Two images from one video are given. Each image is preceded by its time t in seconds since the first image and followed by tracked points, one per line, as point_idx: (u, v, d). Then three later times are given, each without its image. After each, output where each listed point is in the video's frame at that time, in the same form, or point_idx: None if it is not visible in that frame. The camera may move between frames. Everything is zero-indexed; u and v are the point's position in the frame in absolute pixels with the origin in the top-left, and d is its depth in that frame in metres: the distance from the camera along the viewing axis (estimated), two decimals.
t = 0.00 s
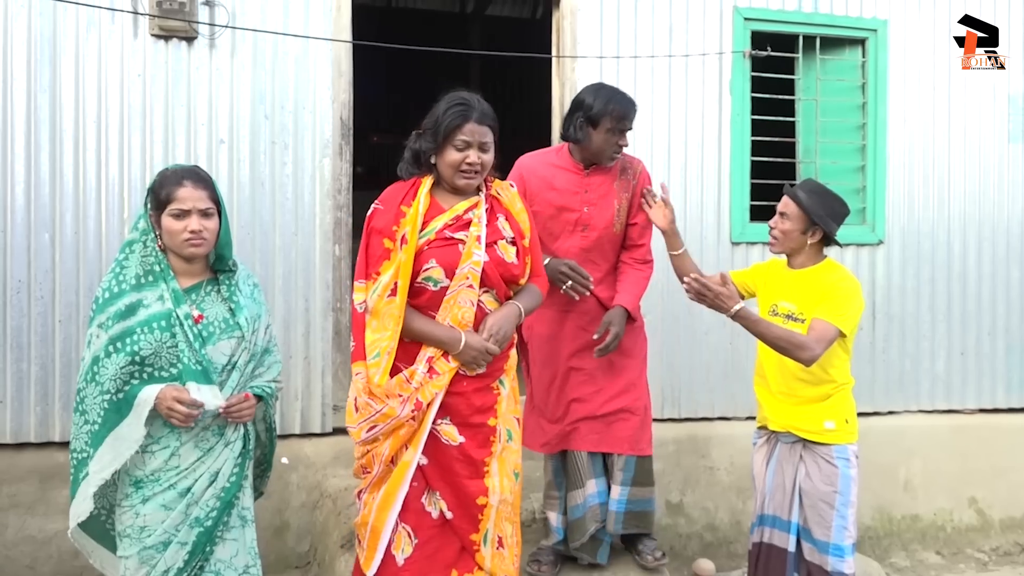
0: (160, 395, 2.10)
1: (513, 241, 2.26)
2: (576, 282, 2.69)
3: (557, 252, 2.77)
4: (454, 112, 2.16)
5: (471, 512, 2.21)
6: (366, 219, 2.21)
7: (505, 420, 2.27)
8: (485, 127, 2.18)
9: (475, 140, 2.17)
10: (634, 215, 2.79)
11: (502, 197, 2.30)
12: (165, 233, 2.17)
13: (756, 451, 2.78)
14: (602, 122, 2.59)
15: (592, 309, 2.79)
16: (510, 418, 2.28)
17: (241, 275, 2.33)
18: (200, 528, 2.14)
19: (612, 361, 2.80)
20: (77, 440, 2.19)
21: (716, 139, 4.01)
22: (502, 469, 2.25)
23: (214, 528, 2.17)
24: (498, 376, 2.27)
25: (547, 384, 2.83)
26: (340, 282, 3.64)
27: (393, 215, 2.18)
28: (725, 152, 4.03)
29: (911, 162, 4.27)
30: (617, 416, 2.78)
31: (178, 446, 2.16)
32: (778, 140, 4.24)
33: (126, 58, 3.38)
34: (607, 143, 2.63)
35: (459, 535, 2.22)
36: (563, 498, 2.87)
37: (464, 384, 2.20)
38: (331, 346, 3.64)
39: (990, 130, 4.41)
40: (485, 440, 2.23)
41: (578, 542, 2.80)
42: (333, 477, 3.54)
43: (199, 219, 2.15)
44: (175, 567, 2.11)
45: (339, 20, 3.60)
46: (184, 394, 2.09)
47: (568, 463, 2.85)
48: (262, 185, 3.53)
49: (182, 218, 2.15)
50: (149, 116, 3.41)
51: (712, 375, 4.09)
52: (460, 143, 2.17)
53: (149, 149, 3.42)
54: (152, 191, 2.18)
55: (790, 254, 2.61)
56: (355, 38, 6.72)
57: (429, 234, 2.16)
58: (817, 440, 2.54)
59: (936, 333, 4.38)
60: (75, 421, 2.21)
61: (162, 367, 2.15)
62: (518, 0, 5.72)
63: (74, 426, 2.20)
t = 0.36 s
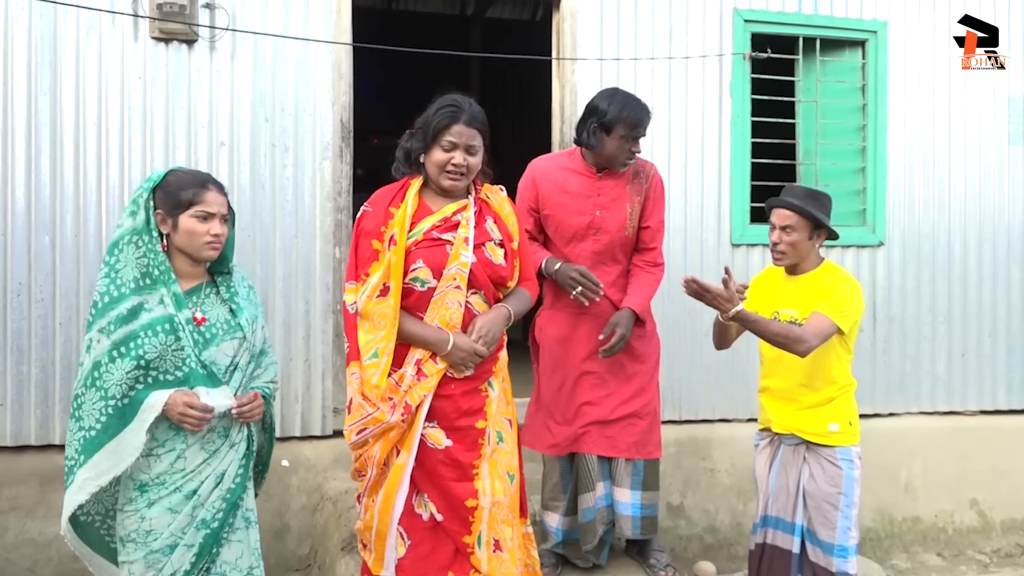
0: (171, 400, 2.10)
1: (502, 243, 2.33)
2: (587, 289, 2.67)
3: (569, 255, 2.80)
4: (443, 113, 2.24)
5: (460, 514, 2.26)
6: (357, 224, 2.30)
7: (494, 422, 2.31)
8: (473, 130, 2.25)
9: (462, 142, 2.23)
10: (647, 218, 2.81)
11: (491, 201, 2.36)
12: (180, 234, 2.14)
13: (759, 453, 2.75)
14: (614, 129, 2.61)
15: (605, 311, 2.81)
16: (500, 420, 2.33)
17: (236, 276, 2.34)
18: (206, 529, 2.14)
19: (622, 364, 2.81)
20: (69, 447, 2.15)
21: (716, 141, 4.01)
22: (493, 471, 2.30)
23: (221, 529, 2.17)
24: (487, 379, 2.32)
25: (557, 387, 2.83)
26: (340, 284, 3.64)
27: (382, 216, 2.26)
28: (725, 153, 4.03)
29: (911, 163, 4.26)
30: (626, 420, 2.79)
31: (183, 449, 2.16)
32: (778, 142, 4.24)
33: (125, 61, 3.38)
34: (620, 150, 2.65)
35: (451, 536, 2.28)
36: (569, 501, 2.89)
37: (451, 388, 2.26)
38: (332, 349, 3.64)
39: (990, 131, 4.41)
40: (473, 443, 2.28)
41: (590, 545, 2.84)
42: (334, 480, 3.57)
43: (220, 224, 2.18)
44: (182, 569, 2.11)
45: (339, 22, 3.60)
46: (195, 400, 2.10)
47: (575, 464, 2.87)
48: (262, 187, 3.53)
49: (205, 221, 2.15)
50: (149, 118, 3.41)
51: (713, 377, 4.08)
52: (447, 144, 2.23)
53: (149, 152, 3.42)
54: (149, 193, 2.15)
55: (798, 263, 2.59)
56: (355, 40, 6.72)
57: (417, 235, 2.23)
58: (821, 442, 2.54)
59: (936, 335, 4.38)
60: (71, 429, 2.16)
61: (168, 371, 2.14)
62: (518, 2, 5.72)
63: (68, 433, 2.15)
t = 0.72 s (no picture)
0: (186, 403, 2.09)
1: (472, 246, 2.35)
2: (599, 293, 2.67)
3: (585, 257, 2.80)
4: (415, 112, 2.26)
5: (434, 517, 2.26)
6: (325, 227, 2.29)
7: (469, 423, 2.33)
8: (444, 128, 2.27)
9: (433, 140, 2.25)
10: (664, 221, 2.80)
11: (461, 203, 2.38)
12: (188, 235, 2.13)
13: (758, 457, 2.75)
14: (633, 133, 2.59)
15: (618, 313, 2.80)
16: (473, 421, 2.35)
17: (231, 277, 2.34)
18: (211, 531, 2.14)
19: (634, 366, 2.80)
20: (67, 454, 2.10)
21: (715, 143, 4.01)
22: (467, 473, 2.31)
23: (225, 531, 2.18)
24: (460, 380, 2.34)
25: (569, 388, 2.82)
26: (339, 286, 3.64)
27: (351, 219, 2.26)
28: (725, 156, 4.03)
29: (910, 166, 4.27)
30: (634, 423, 2.79)
31: (191, 451, 2.15)
32: (778, 145, 4.24)
33: (125, 62, 3.38)
34: (638, 154, 2.64)
35: (425, 538, 2.29)
36: (572, 502, 2.88)
37: (424, 389, 2.27)
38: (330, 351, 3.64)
39: (990, 134, 4.41)
40: (447, 446, 2.29)
41: (595, 545, 2.85)
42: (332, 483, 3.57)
43: (224, 227, 2.20)
44: (188, 571, 2.11)
45: (339, 24, 3.59)
46: (212, 401, 2.11)
47: (582, 464, 2.86)
48: (261, 189, 3.52)
49: (213, 223, 2.16)
50: (148, 119, 3.40)
51: (712, 380, 4.08)
52: (417, 142, 2.25)
53: (148, 153, 3.42)
54: (149, 194, 2.12)
55: (789, 262, 2.59)
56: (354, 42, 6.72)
57: (386, 238, 2.25)
58: (821, 446, 2.53)
59: (935, 338, 4.37)
60: (71, 436, 2.10)
61: (177, 373, 2.13)
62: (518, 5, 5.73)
63: (68, 439, 2.10)
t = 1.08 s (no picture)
0: (185, 407, 2.09)
1: (453, 245, 2.35)
2: (602, 295, 2.68)
3: (592, 260, 2.81)
4: (393, 114, 2.26)
5: (421, 517, 2.27)
6: (305, 228, 2.29)
7: (454, 422, 2.34)
8: (423, 129, 2.27)
9: (411, 142, 2.25)
10: (670, 224, 2.79)
11: (441, 202, 2.39)
12: (184, 236, 2.13)
13: (754, 457, 2.76)
14: (636, 135, 2.58)
15: (623, 315, 2.80)
16: (459, 420, 2.36)
17: (225, 278, 2.33)
18: (209, 532, 2.13)
19: (637, 367, 2.79)
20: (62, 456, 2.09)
21: (712, 144, 4.01)
22: (452, 471, 2.32)
23: (223, 532, 2.17)
24: (443, 380, 2.34)
25: (574, 387, 2.83)
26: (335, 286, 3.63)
27: (332, 220, 2.25)
28: (722, 157, 4.03)
29: (907, 168, 4.27)
30: (637, 424, 2.78)
31: (189, 453, 2.15)
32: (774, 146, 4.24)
33: (122, 62, 3.37)
34: (642, 157, 2.63)
35: (411, 538, 2.29)
36: (570, 501, 2.89)
37: (408, 390, 2.27)
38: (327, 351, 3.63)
39: (987, 136, 4.41)
40: (433, 446, 2.30)
41: (592, 545, 2.87)
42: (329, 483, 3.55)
43: (221, 227, 2.19)
44: (186, 573, 2.10)
45: (336, 25, 3.58)
46: (211, 405, 2.11)
47: (582, 464, 2.86)
48: (257, 190, 3.52)
49: (209, 222, 2.15)
50: (145, 119, 3.40)
51: (709, 381, 4.08)
52: (396, 144, 2.25)
53: (145, 153, 3.41)
54: (144, 195, 2.10)
55: (787, 262, 2.59)
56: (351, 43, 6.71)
57: (367, 238, 2.25)
58: (815, 447, 2.53)
59: (932, 339, 4.38)
60: (65, 438, 2.08)
61: (173, 375, 2.12)
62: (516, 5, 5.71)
63: (61, 441, 2.09)
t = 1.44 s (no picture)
0: (170, 411, 2.09)
1: (453, 245, 2.35)
2: (595, 297, 2.70)
3: (586, 262, 2.81)
4: (392, 114, 2.26)
5: (418, 519, 2.27)
6: (306, 233, 2.28)
7: (452, 424, 2.34)
8: (423, 130, 2.27)
9: (411, 142, 2.25)
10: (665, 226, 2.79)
11: (441, 203, 2.39)
12: (170, 238, 2.12)
13: (743, 459, 2.76)
14: (625, 137, 2.59)
15: (617, 316, 2.79)
16: (457, 423, 2.36)
17: (213, 279, 2.32)
18: (196, 535, 2.13)
19: (631, 368, 2.80)
20: (48, 461, 2.08)
21: (703, 146, 4.02)
22: (449, 474, 2.32)
23: (210, 535, 2.16)
24: (444, 381, 2.34)
25: (569, 389, 2.84)
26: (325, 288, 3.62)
27: (331, 223, 2.25)
28: (713, 159, 4.04)
29: (896, 170, 4.29)
30: (630, 425, 2.79)
31: (175, 456, 2.14)
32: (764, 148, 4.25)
33: (111, 63, 3.36)
34: (630, 159, 2.63)
35: (408, 541, 2.29)
36: (562, 501, 2.90)
37: (408, 392, 2.27)
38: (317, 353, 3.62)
39: (976, 138, 4.44)
40: (431, 448, 2.30)
41: (583, 544, 2.88)
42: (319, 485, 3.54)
43: (209, 228, 2.19)
44: None
45: (327, 25, 3.58)
46: (196, 409, 2.11)
47: (575, 465, 2.87)
48: (247, 191, 3.51)
49: (196, 225, 2.15)
50: (134, 120, 3.39)
51: (699, 382, 4.09)
52: (395, 144, 2.25)
53: (134, 154, 3.40)
54: (130, 197, 2.10)
55: (778, 263, 2.60)
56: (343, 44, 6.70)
57: (367, 239, 2.24)
58: (802, 448, 2.54)
59: (921, 341, 4.40)
60: (53, 443, 2.08)
61: (158, 377, 2.11)
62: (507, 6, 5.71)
63: (47, 446, 2.09)
